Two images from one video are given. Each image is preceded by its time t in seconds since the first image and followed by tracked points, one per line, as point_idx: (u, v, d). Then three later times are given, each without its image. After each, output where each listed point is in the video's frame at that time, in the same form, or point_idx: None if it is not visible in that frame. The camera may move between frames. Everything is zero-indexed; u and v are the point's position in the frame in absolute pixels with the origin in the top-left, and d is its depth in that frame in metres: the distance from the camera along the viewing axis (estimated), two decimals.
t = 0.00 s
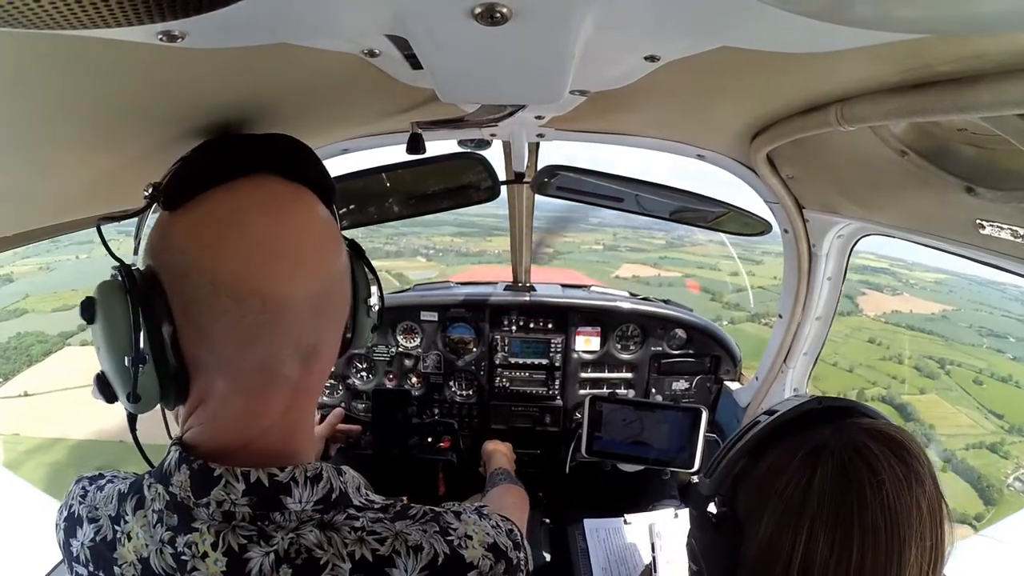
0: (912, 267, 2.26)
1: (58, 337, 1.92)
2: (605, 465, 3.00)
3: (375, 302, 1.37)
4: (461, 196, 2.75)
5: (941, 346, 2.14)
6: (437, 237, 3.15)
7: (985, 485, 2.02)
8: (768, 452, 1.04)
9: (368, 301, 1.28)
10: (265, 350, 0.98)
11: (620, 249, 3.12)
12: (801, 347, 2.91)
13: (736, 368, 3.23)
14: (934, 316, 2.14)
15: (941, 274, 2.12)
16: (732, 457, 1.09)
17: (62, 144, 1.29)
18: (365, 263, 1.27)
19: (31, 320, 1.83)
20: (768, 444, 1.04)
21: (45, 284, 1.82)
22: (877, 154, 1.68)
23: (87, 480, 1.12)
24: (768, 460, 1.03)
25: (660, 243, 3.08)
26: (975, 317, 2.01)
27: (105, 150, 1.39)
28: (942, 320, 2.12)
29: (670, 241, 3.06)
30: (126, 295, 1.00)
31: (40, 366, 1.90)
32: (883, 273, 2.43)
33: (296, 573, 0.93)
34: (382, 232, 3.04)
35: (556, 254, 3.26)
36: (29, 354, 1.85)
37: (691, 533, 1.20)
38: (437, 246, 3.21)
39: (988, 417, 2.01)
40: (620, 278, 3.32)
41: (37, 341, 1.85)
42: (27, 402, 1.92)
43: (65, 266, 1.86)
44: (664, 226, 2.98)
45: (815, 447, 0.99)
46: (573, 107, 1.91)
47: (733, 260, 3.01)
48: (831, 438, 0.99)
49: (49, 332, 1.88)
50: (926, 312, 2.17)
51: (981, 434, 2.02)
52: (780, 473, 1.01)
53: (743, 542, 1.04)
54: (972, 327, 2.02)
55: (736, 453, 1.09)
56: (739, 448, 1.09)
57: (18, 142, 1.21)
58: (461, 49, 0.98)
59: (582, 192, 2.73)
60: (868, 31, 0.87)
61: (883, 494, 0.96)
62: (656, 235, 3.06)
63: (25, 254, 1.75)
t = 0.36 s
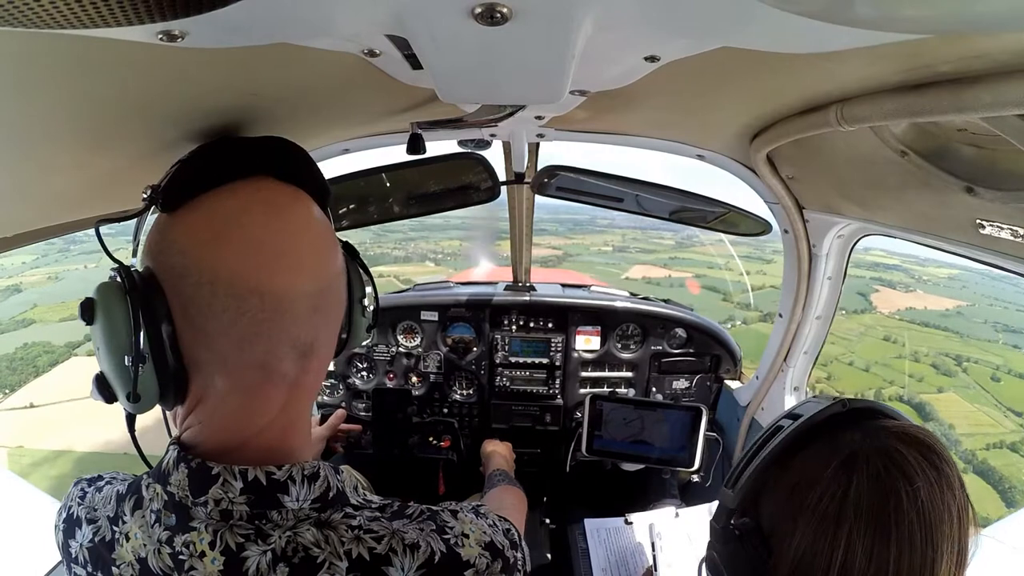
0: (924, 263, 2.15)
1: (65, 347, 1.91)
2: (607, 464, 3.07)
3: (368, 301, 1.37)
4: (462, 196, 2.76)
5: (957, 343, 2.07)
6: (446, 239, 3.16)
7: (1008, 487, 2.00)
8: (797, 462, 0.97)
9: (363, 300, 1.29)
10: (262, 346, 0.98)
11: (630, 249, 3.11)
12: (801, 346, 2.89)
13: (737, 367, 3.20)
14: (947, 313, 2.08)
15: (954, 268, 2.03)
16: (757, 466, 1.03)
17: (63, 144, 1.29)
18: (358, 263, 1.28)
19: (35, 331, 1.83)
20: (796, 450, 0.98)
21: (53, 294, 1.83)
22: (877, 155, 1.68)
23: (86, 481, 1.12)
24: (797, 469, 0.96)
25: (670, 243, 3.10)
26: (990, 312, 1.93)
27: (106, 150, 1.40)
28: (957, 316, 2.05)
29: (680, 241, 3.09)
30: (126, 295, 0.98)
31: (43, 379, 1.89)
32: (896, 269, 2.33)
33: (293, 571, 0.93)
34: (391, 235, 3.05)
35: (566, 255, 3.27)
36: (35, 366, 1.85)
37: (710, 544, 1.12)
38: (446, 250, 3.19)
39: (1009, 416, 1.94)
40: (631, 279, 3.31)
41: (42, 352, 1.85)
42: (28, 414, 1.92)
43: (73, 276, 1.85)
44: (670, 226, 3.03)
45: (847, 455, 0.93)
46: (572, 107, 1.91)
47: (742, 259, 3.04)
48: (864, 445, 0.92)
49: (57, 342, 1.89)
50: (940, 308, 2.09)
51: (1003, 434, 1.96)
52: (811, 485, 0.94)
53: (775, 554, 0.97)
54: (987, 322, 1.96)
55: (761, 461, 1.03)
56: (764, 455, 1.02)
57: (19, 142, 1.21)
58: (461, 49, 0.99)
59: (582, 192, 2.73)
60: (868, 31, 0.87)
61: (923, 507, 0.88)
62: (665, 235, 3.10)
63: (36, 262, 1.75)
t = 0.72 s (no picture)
0: (935, 260, 2.07)
1: (67, 353, 1.92)
2: (607, 464, 3.11)
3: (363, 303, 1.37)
4: (462, 196, 2.76)
5: (971, 343, 1.97)
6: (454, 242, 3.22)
7: None
8: (928, 545, 0.82)
9: (359, 302, 1.29)
10: (262, 347, 0.98)
11: (638, 249, 3.12)
12: (801, 347, 2.87)
13: (737, 368, 3.20)
14: (960, 311, 1.99)
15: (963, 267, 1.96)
16: (862, 533, 0.83)
17: (63, 144, 1.29)
18: (353, 266, 1.28)
19: (39, 337, 1.83)
20: (928, 529, 0.82)
21: (58, 298, 1.85)
22: (877, 155, 1.69)
23: (84, 484, 1.12)
24: (931, 553, 0.82)
25: (678, 243, 3.08)
26: (1003, 310, 1.83)
27: (106, 150, 1.40)
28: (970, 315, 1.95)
29: (687, 240, 3.05)
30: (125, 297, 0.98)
31: (43, 388, 1.88)
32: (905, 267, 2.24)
33: (291, 571, 0.93)
34: (398, 237, 3.08)
35: (572, 255, 3.25)
36: (38, 372, 1.84)
37: None
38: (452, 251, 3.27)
39: None
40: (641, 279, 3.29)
41: (46, 357, 1.85)
42: (29, 421, 1.90)
43: (76, 280, 1.91)
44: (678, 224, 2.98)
45: (977, 528, 0.82)
46: (572, 107, 1.91)
47: (750, 257, 2.98)
48: (989, 512, 0.83)
49: (60, 348, 1.89)
50: (953, 306, 2.01)
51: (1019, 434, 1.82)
52: (947, 571, 0.82)
53: None
54: (1001, 320, 1.85)
55: (873, 531, 0.82)
56: (874, 523, 0.83)
57: (19, 142, 1.21)
58: (462, 49, 0.99)
59: (582, 192, 2.73)
60: (868, 31, 0.87)
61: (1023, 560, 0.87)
62: (673, 234, 3.06)
63: (41, 267, 1.79)
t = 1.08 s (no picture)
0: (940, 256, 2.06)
1: (65, 355, 1.93)
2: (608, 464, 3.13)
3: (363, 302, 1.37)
4: (462, 196, 2.76)
5: (979, 339, 1.96)
6: (455, 240, 3.15)
7: None
8: (944, 561, 0.86)
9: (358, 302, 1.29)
10: (261, 348, 0.98)
11: (641, 246, 3.06)
12: (801, 346, 2.87)
13: (736, 367, 3.24)
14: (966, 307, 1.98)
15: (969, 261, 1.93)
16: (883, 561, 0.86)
17: (62, 143, 1.29)
18: (353, 266, 1.28)
19: (37, 340, 1.82)
20: (941, 547, 0.86)
21: (58, 300, 1.84)
22: (877, 155, 1.68)
23: (84, 483, 1.12)
24: (946, 568, 0.86)
25: (682, 239, 3.03)
26: (1008, 305, 1.82)
27: (105, 150, 1.39)
28: (975, 311, 1.94)
29: (689, 236, 3.01)
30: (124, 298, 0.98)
31: (41, 391, 1.89)
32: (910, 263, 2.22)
33: (290, 569, 0.94)
34: (400, 235, 3.07)
35: (574, 253, 3.19)
36: (35, 377, 1.84)
37: None
38: (453, 249, 3.19)
39: None
40: (643, 276, 3.21)
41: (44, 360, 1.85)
42: (27, 425, 1.90)
43: (77, 281, 1.91)
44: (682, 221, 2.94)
45: (987, 539, 0.87)
46: (572, 107, 1.91)
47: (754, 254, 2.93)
48: (996, 521, 0.88)
49: (59, 351, 1.90)
50: (958, 302, 2.00)
51: None
52: None
53: None
54: (1008, 316, 1.84)
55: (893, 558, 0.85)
56: (894, 552, 0.85)
57: (19, 142, 1.21)
58: (461, 49, 0.99)
59: (582, 191, 2.73)
60: (868, 30, 0.87)
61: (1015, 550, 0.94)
62: (676, 231, 3.02)
63: (42, 269, 1.79)
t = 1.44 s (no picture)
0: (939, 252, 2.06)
1: (58, 360, 1.92)
2: (608, 466, 3.14)
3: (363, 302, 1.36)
4: (462, 196, 2.76)
5: (980, 336, 1.96)
6: (451, 238, 3.15)
7: None
8: (931, 569, 0.86)
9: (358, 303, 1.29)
10: (249, 347, 0.97)
11: (638, 243, 3.05)
12: (801, 347, 2.88)
13: (736, 368, 3.25)
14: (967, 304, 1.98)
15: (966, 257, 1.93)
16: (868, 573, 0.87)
17: (62, 143, 1.29)
18: (354, 266, 1.27)
19: (30, 344, 1.82)
20: (927, 556, 0.86)
21: (51, 303, 1.84)
22: (877, 156, 1.69)
23: (85, 481, 1.12)
24: None
25: (679, 236, 2.99)
26: (1007, 301, 1.82)
27: (105, 150, 1.39)
28: (975, 307, 1.95)
29: (687, 234, 2.96)
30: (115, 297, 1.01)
31: (33, 395, 1.88)
32: (909, 259, 2.22)
33: (285, 567, 0.93)
34: (395, 235, 3.05)
35: (572, 251, 3.17)
36: (27, 382, 1.84)
37: None
38: (449, 248, 3.19)
39: None
40: (641, 274, 3.18)
41: (35, 366, 1.85)
42: (17, 433, 1.88)
43: (71, 284, 1.90)
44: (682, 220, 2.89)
45: (975, 545, 0.86)
46: (573, 107, 1.92)
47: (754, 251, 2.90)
48: (983, 526, 0.87)
49: (48, 355, 1.89)
50: (959, 299, 2.00)
51: None
52: None
53: None
54: (1009, 313, 1.84)
55: (878, 570, 0.87)
56: (879, 564, 0.86)
57: (20, 142, 1.21)
58: (461, 49, 0.99)
59: (582, 192, 2.73)
60: (869, 31, 0.87)
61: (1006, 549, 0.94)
62: (674, 228, 2.97)
63: (37, 271, 1.79)
